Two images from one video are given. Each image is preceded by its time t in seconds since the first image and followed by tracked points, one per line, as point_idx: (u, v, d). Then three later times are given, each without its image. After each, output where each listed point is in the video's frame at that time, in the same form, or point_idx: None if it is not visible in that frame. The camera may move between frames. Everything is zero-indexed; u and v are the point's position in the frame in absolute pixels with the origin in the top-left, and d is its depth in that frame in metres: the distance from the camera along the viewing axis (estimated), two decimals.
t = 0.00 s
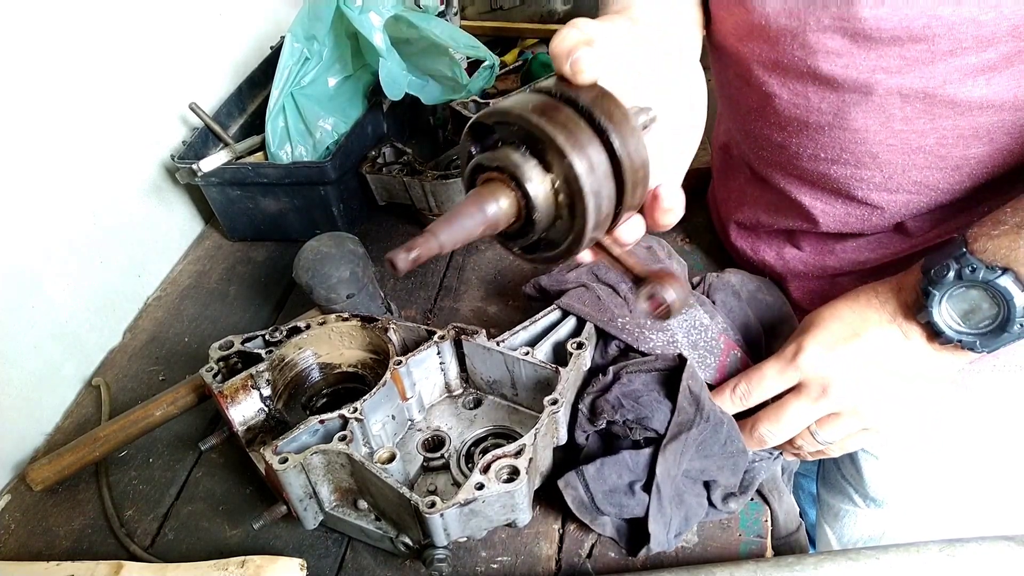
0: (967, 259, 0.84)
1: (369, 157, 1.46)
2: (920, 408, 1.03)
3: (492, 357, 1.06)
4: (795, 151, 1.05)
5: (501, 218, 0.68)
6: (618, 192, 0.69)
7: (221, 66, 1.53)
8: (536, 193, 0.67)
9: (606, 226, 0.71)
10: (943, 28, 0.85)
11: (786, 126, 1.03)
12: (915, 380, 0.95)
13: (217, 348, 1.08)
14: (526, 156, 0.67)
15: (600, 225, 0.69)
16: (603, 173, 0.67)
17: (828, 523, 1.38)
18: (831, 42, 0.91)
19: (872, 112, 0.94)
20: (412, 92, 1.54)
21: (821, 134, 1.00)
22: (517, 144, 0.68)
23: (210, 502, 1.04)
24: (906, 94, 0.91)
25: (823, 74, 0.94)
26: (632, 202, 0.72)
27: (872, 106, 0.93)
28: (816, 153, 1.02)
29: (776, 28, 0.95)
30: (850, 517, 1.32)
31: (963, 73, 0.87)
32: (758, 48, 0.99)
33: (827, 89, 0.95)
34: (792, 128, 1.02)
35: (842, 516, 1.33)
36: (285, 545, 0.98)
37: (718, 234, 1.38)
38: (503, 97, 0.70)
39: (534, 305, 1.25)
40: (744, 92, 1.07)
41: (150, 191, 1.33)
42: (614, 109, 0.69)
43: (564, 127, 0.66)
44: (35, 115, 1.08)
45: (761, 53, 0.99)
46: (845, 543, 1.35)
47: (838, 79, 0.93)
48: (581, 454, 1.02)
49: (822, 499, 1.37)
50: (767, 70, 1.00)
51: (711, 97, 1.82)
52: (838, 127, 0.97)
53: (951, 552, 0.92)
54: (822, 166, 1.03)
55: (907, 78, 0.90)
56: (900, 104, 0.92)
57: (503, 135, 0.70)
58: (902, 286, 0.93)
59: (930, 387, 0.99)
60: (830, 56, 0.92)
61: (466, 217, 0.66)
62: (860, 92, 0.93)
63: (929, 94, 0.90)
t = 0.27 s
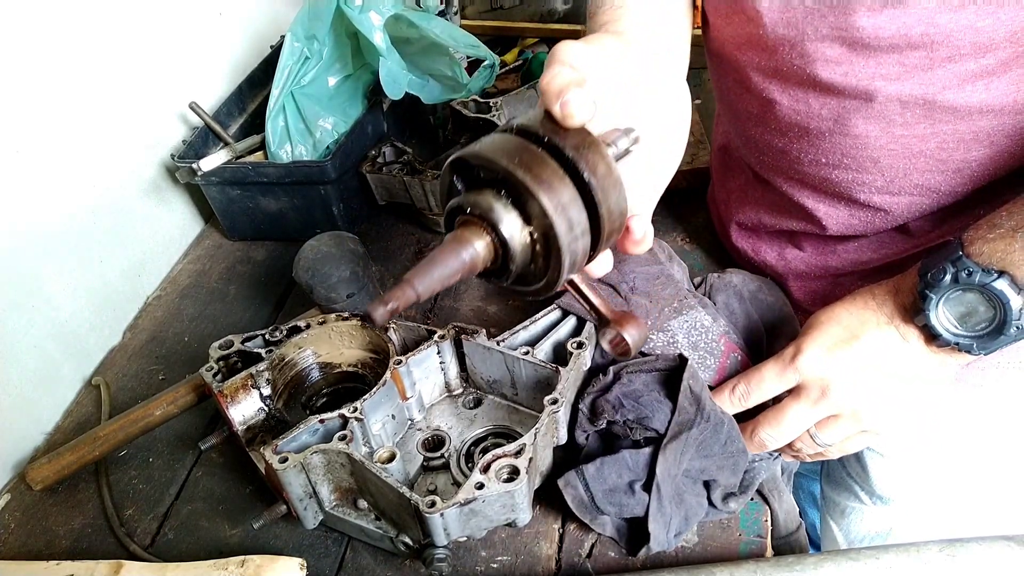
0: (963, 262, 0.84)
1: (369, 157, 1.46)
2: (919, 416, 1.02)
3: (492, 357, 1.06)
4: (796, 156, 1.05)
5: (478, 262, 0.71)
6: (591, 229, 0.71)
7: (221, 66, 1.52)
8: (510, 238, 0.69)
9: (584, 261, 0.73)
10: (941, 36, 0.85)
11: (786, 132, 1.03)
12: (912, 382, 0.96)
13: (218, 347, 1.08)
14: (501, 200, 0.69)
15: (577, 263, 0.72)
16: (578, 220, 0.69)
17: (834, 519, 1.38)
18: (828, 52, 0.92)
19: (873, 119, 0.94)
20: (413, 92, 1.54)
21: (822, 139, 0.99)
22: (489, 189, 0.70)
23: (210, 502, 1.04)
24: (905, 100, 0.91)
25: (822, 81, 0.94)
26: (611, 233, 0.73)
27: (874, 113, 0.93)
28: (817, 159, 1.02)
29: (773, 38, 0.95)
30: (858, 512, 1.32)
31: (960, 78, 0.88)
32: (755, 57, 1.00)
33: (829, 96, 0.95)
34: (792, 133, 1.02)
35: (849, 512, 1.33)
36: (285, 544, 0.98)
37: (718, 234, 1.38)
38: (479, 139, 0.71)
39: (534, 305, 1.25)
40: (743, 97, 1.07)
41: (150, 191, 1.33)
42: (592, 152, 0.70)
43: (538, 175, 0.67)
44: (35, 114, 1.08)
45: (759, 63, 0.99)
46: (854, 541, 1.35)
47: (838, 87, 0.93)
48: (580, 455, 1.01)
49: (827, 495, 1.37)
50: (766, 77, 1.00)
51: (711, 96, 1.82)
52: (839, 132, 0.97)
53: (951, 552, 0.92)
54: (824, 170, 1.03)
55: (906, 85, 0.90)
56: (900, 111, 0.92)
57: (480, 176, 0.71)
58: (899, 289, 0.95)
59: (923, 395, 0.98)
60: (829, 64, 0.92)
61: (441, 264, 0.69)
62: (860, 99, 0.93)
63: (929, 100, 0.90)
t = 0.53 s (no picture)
0: (960, 264, 0.85)
1: (369, 157, 1.46)
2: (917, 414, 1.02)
3: (492, 357, 1.06)
4: (792, 160, 1.05)
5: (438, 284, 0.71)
6: (554, 243, 0.71)
7: (221, 66, 1.52)
8: (469, 258, 0.69)
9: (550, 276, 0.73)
10: (937, 40, 0.85)
11: (782, 136, 1.03)
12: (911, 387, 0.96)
13: (217, 348, 1.08)
14: (460, 220, 0.70)
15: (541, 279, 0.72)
16: (535, 239, 0.69)
17: (834, 518, 1.37)
18: (824, 57, 0.92)
19: (869, 124, 0.94)
20: (412, 92, 1.54)
21: (818, 143, 0.99)
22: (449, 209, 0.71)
23: (210, 502, 1.04)
24: (901, 104, 0.91)
25: (817, 87, 0.94)
26: (577, 249, 0.73)
27: (869, 117, 0.93)
28: (813, 163, 1.02)
29: (769, 41, 0.95)
30: (858, 512, 1.31)
31: (955, 84, 0.87)
32: (750, 61, 1.00)
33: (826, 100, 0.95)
34: (789, 137, 1.02)
35: (849, 512, 1.33)
36: (285, 545, 0.98)
37: (718, 234, 1.38)
38: (444, 158, 0.72)
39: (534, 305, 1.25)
40: (739, 101, 1.07)
41: (150, 191, 1.33)
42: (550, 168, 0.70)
43: (492, 195, 0.68)
44: (35, 115, 1.08)
45: (756, 66, 0.99)
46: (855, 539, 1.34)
47: (833, 91, 0.93)
48: (580, 455, 1.01)
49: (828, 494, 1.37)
50: (762, 80, 1.00)
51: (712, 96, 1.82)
52: (834, 137, 0.97)
53: (952, 552, 0.92)
54: (820, 176, 1.03)
55: (901, 89, 0.90)
56: (895, 115, 0.92)
57: (442, 196, 0.72)
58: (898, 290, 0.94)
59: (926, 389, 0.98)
60: (824, 69, 0.92)
61: (398, 285, 0.70)
62: (855, 103, 0.93)
63: (924, 105, 0.90)
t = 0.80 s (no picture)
0: (962, 276, 0.85)
1: (370, 158, 1.47)
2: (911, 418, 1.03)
3: (492, 357, 1.06)
4: (784, 162, 1.05)
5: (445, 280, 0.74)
6: (554, 236, 0.73)
7: (221, 66, 1.53)
8: (474, 254, 0.71)
9: (550, 268, 0.75)
10: (929, 52, 0.85)
11: (775, 138, 1.03)
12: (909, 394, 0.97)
13: (217, 348, 1.08)
14: (464, 217, 0.72)
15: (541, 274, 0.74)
16: (534, 230, 0.71)
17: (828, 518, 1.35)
18: (817, 62, 0.91)
19: (861, 130, 0.94)
20: (412, 92, 1.54)
21: (810, 147, 1.00)
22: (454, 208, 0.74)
23: (210, 502, 1.04)
24: (892, 113, 0.91)
25: (811, 90, 0.94)
26: (575, 244, 0.75)
27: (861, 124, 0.93)
28: (806, 166, 1.02)
29: (766, 44, 0.94)
30: (852, 513, 1.29)
31: (945, 96, 0.88)
32: (745, 61, 0.98)
33: (818, 104, 0.95)
34: (781, 140, 1.02)
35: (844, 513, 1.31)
36: (285, 545, 0.98)
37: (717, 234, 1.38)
38: (447, 161, 0.75)
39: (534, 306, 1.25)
40: (732, 102, 1.07)
41: (150, 191, 1.33)
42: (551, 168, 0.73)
43: (496, 196, 0.70)
44: (36, 115, 1.08)
45: (751, 66, 0.98)
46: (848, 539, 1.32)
47: (826, 97, 0.93)
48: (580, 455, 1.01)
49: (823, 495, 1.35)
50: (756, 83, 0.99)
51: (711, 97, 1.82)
52: (826, 141, 0.97)
53: (952, 552, 0.92)
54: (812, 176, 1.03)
55: (892, 98, 0.90)
56: (887, 123, 0.92)
57: (446, 198, 0.75)
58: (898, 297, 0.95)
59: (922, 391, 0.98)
60: (818, 74, 0.92)
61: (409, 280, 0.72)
62: (847, 110, 0.93)
63: (915, 114, 0.90)
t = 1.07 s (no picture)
0: (965, 292, 0.87)
1: (369, 157, 1.46)
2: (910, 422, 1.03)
3: (493, 357, 1.05)
4: (805, 168, 1.05)
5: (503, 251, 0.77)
6: (604, 207, 0.77)
7: (221, 65, 1.52)
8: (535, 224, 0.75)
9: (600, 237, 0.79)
10: (962, 65, 0.84)
11: (797, 144, 1.03)
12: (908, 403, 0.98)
13: (217, 347, 1.07)
14: (521, 190, 0.76)
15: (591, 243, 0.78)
16: (589, 202, 0.75)
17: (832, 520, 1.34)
18: (844, 73, 0.91)
19: (885, 140, 0.94)
20: (412, 91, 1.54)
21: (833, 155, 1.00)
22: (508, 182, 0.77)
23: (210, 501, 1.04)
24: (920, 126, 0.91)
25: (836, 100, 0.94)
26: (619, 215, 0.80)
27: (887, 135, 0.93)
28: (827, 173, 1.02)
29: (790, 53, 0.95)
30: (853, 510, 1.28)
31: (976, 107, 0.87)
32: (771, 70, 0.99)
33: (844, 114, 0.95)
34: (803, 146, 1.02)
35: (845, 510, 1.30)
36: (285, 544, 0.98)
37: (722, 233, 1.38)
38: (497, 139, 0.78)
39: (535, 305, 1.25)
40: (754, 107, 1.07)
41: (150, 190, 1.33)
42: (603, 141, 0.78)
43: (552, 166, 0.73)
44: (35, 114, 1.08)
45: (774, 74, 0.99)
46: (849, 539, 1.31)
47: (851, 107, 0.93)
48: (580, 454, 1.01)
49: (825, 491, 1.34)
50: (782, 90, 1.00)
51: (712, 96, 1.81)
52: (849, 150, 0.98)
53: (952, 552, 0.92)
54: (834, 185, 1.03)
55: (922, 111, 0.89)
56: (913, 135, 0.92)
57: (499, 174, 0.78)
58: (902, 307, 0.96)
59: (921, 395, 0.98)
60: (844, 85, 0.92)
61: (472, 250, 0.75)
62: (873, 121, 0.93)
63: (944, 127, 0.90)
